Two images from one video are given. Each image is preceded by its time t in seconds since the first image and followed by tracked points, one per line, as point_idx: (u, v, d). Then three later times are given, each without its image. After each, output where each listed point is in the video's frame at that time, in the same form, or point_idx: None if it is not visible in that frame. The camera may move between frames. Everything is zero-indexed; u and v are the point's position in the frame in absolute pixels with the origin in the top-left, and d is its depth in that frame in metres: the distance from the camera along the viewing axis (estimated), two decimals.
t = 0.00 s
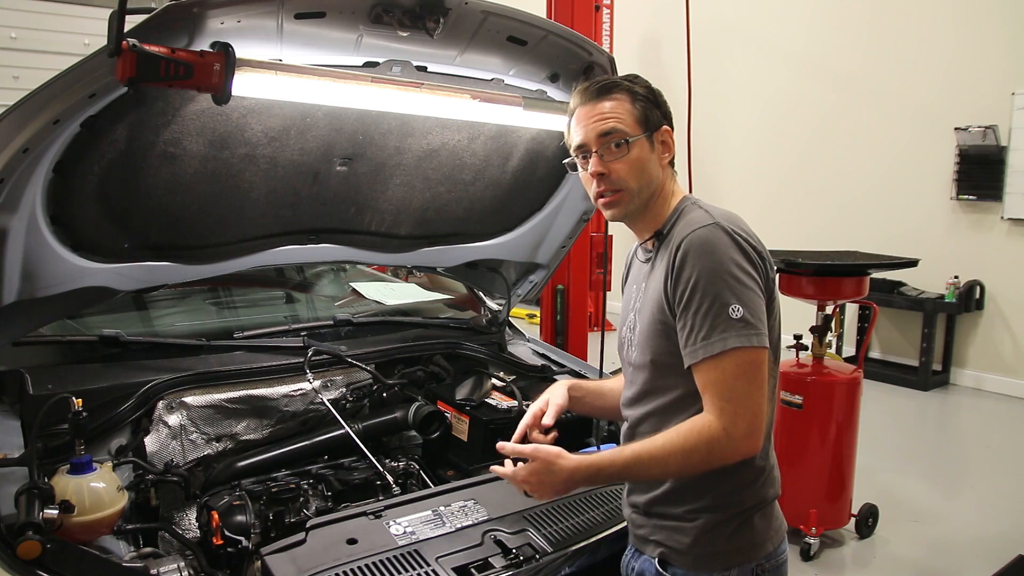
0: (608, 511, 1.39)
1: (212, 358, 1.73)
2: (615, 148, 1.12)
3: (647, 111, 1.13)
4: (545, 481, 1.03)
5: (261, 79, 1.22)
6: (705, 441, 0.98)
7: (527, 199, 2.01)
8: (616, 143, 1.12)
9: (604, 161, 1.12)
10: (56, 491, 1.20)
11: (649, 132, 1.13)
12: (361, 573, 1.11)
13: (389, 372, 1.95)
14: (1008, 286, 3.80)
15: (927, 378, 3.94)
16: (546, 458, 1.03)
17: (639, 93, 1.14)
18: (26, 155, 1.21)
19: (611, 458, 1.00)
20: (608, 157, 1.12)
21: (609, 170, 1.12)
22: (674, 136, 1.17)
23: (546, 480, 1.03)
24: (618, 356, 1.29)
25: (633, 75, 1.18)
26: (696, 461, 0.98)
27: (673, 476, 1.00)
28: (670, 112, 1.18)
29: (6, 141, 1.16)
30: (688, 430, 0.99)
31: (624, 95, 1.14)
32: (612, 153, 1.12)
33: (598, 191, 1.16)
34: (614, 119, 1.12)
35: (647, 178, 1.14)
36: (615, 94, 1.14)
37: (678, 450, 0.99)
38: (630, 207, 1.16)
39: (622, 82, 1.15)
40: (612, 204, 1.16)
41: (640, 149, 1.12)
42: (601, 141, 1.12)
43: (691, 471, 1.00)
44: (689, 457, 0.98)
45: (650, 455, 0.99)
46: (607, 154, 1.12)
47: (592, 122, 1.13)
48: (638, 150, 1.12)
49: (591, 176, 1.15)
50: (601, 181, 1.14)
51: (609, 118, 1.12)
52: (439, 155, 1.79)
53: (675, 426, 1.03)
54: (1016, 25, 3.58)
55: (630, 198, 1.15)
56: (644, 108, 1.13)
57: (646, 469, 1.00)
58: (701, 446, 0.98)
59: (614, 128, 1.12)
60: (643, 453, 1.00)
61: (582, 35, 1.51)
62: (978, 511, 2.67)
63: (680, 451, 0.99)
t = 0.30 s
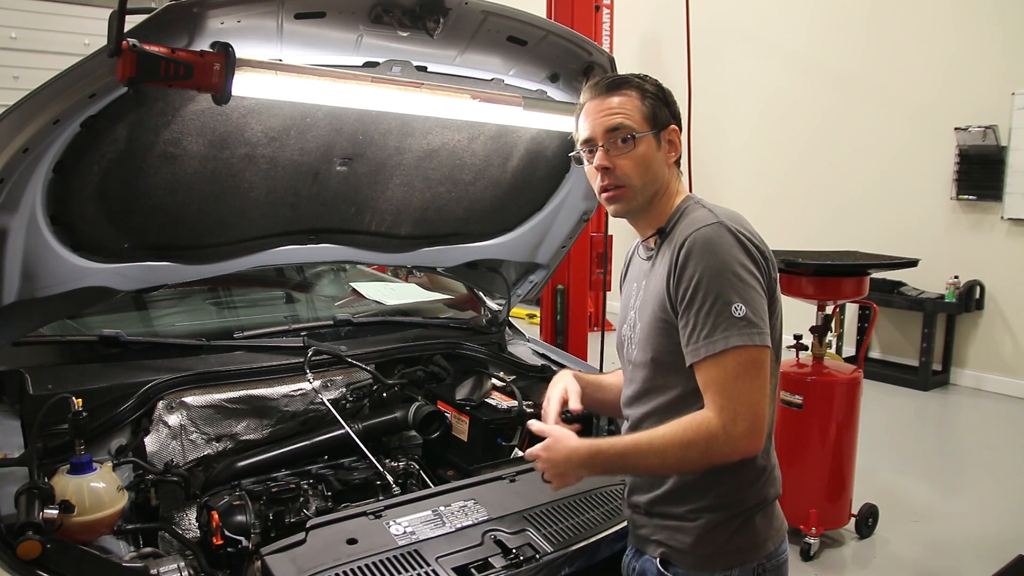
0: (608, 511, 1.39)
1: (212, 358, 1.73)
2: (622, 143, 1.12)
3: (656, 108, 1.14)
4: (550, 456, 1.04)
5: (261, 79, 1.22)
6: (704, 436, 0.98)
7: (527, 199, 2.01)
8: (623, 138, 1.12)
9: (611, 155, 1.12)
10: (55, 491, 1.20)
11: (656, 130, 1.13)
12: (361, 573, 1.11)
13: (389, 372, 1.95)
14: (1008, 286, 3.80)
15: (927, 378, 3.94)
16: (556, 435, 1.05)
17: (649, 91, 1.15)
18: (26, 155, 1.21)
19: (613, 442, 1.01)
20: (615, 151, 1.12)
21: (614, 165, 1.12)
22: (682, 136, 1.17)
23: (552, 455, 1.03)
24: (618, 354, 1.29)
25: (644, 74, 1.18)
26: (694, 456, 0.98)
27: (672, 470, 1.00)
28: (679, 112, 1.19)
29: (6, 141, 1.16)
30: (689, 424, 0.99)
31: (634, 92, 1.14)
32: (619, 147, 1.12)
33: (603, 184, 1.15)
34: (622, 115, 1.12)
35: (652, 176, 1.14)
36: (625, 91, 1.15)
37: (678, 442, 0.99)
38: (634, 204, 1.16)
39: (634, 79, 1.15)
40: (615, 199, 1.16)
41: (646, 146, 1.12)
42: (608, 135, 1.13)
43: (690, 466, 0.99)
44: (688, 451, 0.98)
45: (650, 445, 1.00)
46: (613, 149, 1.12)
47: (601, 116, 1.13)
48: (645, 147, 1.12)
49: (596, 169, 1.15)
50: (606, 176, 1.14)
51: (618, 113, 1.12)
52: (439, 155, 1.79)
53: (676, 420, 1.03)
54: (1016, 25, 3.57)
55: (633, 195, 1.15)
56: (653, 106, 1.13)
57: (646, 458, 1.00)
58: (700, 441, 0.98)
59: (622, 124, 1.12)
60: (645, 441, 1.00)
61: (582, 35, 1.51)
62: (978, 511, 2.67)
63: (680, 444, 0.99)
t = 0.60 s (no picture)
0: (608, 511, 1.39)
1: (212, 358, 1.73)
2: (619, 153, 1.12)
3: (653, 114, 1.13)
4: (555, 430, 1.05)
5: (262, 79, 1.22)
6: (712, 429, 0.98)
7: (527, 199, 2.01)
8: (621, 149, 1.12)
9: (609, 166, 1.13)
10: (56, 491, 1.20)
11: (655, 136, 1.13)
12: (361, 573, 1.11)
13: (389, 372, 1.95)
14: (1008, 287, 3.80)
15: (927, 377, 3.94)
16: (559, 404, 1.06)
17: (645, 95, 1.13)
18: (26, 155, 1.21)
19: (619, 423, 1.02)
20: (612, 162, 1.12)
21: (613, 176, 1.13)
22: (681, 137, 1.16)
23: (557, 429, 1.05)
24: (619, 353, 1.29)
25: (640, 75, 1.17)
26: (700, 448, 0.98)
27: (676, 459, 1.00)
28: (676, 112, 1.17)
29: (6, 141, 1.16)
30: (697, 416, 0.99)
31: (630, 99, 1.13)
32: (617, 158, 1.12)
33: (602, 195, 1.16)
34: (619, 125, 1.11)
35: (651, 184, 1.14)
36: (622, 96, 1.13)
37: (685, 433, 0.98)
38: (634, 213, 1.17)
39: (630, 83, 1.14)
40: (617, 209, 1.17)
41: (645, 154, 1.12)
42: (606, 146, 1.12)
43: (695, 458, 0.99)
44: (694, 443, 0.98)
45: (656, 433, 1.00)
46: (611, 159, 1.12)
47: (598, 126, 1.13)
48: (643, 155, 1.12)
49: (595, 179, 1.16)
50: (606, 187, 1.15)
51: (615, 123, 1.12)
52: (439, 155, 1.79)
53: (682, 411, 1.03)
54: (1017, 25, 3.57)
55: (634, 203, 1.16)
56: (650, 112, 1.13)
57: (651, 446, 1.00)
58: (704, 434, 0.98)
59: (619, 135, 1.11)
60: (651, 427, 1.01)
61: (582, 35, 1.51)
62: (978, 512, 2.67)
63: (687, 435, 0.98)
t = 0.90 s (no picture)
0: (608, 511, 1.39)
1: (212, 358, 1.73)
2: (626, 147, 1.12)
3: (660, 111, 1.13)
4: (560, 451, 1.02)
5: (262, 79, 1.22)
6: (712, 433, 0.98)
7: (527, 199, 2.01)
8: (629, 142, 1.12)
9: (616, 159, 1.12)
10: (56, 491, 1.20)
11: (661, 132, 1.13)
12: (361, 573, 1.11)
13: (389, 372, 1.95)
14: (1008, 287, 3.80)
15: (927, 377, 3.94)
16: (559, 425, 1.02)
17: (653, 93, 1.14)
18: (26, 155, 1.21)
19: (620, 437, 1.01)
20: (620, 155, 1.12)
21: (620, 169, 1.12)
22: (685, 137, 1.17)
23: (563, 451, 1.02)
24: (619, 353, 1.29)
25: (648, 74, 1.18)
26: (702, 453, 0.98)
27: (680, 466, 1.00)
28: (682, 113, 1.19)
29: (6, 141, 1.16)
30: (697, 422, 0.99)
31: (638, 94, 1.14)
32: (624, 151, 1.12)
33: (607, 188, 1.15)
34: (626, 118, 1.12)
35: (657, 179, 1.14)
36: (629, 92, 1.14)
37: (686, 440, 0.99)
38: (639, 207, 1.16)
39: (637, 80, 1.15)
40: (620, 202, 1.16)
41: (651, 149, 1.12)
42: (613, 139, 1.12)
43: (698, 463, 0.99)
44: (695, 449, 0.98)
45: (658, 442, 1.00)
46: (619, 153, 1.12)
47: (605, 119, 1.13)
48: (650, 150, 1.12)
49: (600, 173, 1.15)
50: (611, 180, 1.14)
51: (622, 116, 1.12)
52: (439, 155, 1.79)
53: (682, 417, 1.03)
54: (1017, 24, 3.57)
55: (638, 197, 1.15)
56: (658, 108, 1.13)
57: (654, 456, 1.00)
58: (704, 439, 0.98)
59: (626, 128, 1.11)
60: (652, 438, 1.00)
61: (582, 35, 1.51)
62: (978, 512, 2.67)
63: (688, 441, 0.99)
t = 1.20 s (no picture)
0: (608, 511, 1.39)
1: (212, 358, 1.73)
2: (626, 146, 1.12)
3: (660, 111, 1.13)
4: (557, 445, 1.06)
5: (262, 79, 1.22)
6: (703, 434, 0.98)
7: (527, 199, 2.01)
8: (628, 141, 1.12)
9: (615, 159, 1.12)
10: (56, 491, 1.20)
11: (661, 131, 1.13)
12: (361, 573, 1.11)
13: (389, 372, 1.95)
14: (1008, 287, 3.80)
15: (927, 377, 3.94)
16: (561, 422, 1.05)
17: (653, 93, 1.14)
18: (26, 155, 1.21)
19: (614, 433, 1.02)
20: (619, 155, 1.12)
21: (620, 168, 1.12)
22: (684, 138, 1.17)
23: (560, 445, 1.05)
24: (619, 353, 1.30)
25: (648, 74, 1.18)
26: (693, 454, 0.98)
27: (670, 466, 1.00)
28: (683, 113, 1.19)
29: (6, 142, 1.16)
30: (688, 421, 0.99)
31: (638, 94, 1.14)
32: (623, 151, 1.12)
33: (607, 188, 1.15)
34: (627, 117, 1.12)
35: (657, 178, 1.14)
36: (630, 92, 1.14)
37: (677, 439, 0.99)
38: (639, 206, 1.16)
39: (638, 81, 1.15)
40: (620, 202, 1.15)
41: (651, 149, 1.12)
42: (612, 138, 1.12)
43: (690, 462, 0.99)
44: (685, 448, 0.98)
45: (649, 442, 1.00)
46: (619, 152, 1.12)
47: (605, 119, 1.13)
48: (650, 149, 1.12)
49: (601, 173, 1.15)
50: (612, 178, 1.13)
51: (622, 115, 1.12)
52: (439, 155, 1.79)
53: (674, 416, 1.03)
54: (1017, 24, 3.57)
55: (639, 196, 1.15)
56: (658, 108, 1.13)
57: (644, 454, 1.00)
58: (694, 439, 0.98)
59: (627, 127, 1.11)
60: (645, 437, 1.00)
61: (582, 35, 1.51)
62: (978, 512, 2.67)
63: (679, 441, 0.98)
